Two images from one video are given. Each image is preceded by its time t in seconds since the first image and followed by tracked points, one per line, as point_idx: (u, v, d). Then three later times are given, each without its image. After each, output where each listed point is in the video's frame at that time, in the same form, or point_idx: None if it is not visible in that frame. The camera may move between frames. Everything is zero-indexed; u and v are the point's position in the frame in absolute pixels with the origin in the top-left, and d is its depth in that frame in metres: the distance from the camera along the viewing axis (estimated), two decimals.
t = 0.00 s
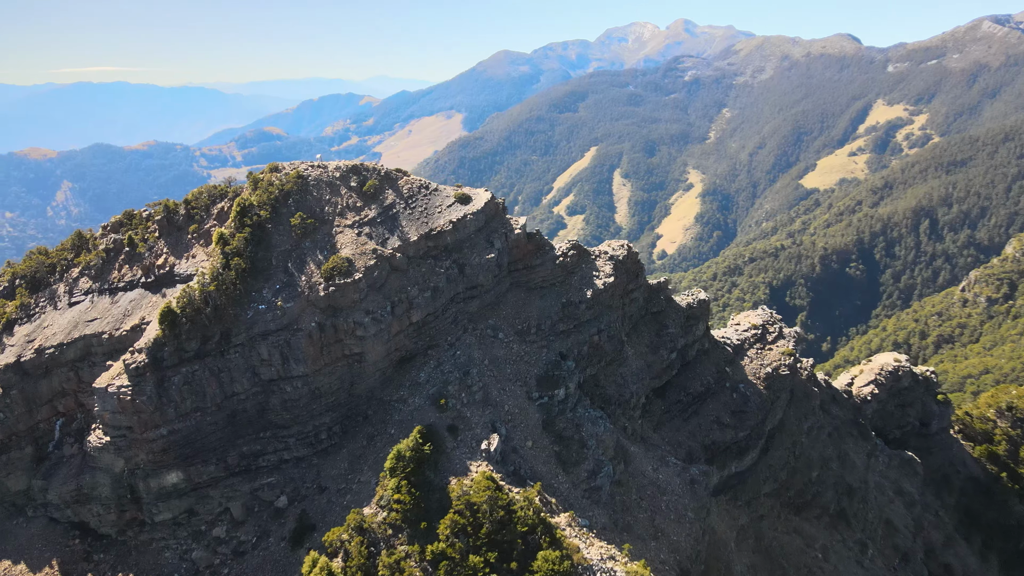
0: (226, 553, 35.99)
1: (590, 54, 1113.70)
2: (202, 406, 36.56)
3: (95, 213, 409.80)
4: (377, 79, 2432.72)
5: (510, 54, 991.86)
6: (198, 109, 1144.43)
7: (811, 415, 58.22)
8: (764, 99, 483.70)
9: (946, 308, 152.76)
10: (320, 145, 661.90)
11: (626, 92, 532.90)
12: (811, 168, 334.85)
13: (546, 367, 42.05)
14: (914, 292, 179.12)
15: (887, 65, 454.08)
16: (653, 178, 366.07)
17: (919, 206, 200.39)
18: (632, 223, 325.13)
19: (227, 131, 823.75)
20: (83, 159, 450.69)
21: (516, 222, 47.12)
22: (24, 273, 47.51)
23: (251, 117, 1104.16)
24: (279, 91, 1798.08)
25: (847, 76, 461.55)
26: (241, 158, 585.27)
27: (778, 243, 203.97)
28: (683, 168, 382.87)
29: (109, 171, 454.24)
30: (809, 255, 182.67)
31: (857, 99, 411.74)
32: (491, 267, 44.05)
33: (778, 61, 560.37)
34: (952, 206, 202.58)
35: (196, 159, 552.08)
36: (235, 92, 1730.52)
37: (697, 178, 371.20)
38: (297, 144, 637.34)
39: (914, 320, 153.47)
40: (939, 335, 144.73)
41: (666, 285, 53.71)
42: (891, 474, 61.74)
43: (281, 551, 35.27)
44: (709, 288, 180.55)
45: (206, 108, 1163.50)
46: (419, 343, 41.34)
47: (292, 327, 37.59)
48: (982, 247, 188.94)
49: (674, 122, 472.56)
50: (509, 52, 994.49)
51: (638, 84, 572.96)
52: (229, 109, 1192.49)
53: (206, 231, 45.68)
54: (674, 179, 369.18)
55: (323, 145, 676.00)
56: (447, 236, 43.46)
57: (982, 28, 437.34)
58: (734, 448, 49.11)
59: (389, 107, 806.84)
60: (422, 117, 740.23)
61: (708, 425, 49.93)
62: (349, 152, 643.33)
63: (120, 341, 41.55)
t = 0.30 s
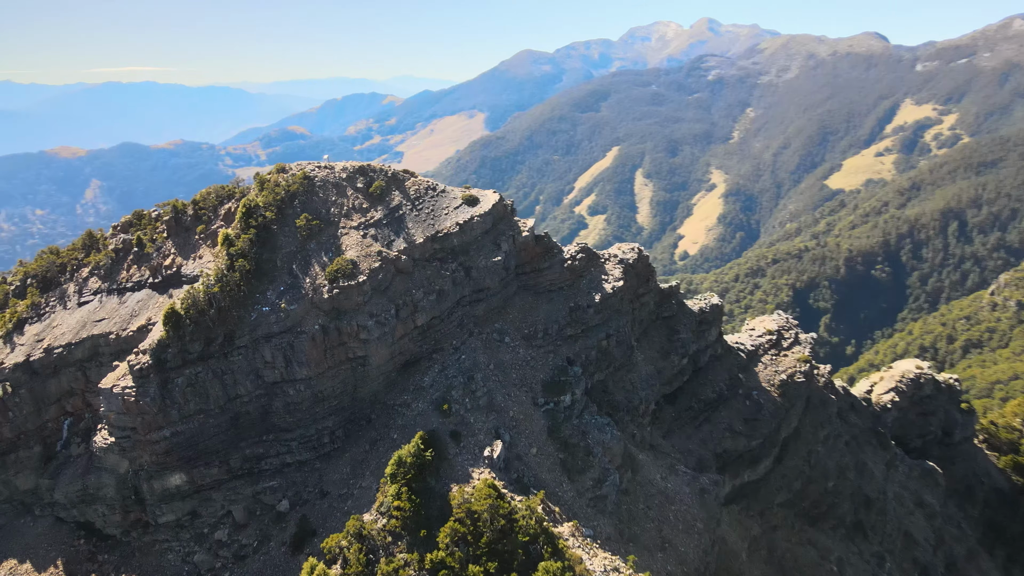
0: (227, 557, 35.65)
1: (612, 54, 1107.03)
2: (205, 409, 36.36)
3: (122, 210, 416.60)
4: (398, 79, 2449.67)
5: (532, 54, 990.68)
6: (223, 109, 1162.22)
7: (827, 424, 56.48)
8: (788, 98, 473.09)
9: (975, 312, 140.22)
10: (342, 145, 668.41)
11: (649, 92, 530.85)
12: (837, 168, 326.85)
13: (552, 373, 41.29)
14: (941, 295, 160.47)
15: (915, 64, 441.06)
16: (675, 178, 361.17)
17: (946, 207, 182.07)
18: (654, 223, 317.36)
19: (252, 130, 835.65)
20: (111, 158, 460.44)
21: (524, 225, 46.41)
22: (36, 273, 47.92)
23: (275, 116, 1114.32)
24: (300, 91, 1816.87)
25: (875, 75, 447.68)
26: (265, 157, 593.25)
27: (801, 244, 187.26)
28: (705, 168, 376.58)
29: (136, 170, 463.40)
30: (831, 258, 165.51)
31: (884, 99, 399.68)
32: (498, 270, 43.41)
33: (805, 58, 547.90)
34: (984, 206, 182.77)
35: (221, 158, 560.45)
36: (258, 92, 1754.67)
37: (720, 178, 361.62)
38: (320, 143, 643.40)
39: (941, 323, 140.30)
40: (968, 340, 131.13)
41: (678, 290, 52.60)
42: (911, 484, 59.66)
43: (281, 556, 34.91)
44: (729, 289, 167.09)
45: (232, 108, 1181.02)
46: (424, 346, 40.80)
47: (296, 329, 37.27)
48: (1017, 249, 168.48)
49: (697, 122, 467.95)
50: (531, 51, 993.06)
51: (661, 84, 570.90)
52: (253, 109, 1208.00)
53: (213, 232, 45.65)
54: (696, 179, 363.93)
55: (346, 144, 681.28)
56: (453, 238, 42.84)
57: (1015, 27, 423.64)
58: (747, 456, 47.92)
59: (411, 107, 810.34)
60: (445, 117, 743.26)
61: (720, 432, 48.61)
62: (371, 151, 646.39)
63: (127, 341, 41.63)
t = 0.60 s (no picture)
0: (226, 562, 35.38)
1: (635, 53, 1101.53)
2: (206, 411, 36.01)
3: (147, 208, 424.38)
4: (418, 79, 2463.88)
5: (554, 53, 988.62)
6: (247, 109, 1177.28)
7: (844, 432, 54.64)
8: (813, 97, 464.64)
9: (1006, 315, 132.25)
10: (364, 144, 673.82)
11: (671, 92, 527.41)
12: (862, 169, 320.42)
13: (558, 378, 40.47)
14: (968, 299, 155.50)
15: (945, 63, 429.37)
16: (697, 179, 356.99)
17: (975, 210, 174.69)
18: (675, 223, 314.61)
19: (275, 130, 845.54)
20: (137, 157, 469.73)
21: (531, 228, 45.61)
22: (46, 273, 48.17)
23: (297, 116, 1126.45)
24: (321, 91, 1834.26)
25: (902, 74, 437.75)
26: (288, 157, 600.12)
27: (825, 246, 182.17)
28: (728, 168, 371.93)
29: (162, 168, 472.32)
30: (856, 259, 160.79)
31: (912, 98, 389.97)
32: (504, 274, 42.58)
33: (832, 56, 537.50)
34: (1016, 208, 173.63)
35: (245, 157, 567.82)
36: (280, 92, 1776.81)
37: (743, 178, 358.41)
38: (342, 142, 649.09)
39: (968, 328, 133.50)
40: (995, 345, 123.55)
41: (688, 294, 51.58)
42: (930, 496, 57.69)
43: (279, 562, 34.48)
44: (750, 291, 161.93)
45: (256, 107, 1196.63)
46: (427, 350, 40.28)
47: (298, 332, 36.92)
48: None
49: (720, 122, 462.35)
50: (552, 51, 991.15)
51: (683, 83, 568.05)
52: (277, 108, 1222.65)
53: (220, 233, 45.53)
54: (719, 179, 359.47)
55: (368, 144, 686.71)
56: (459, 241, 42.16)
57: None
58: (759, 465, 46.70)
59: (432, 106, 812.96)
60: (466, 116, 745.24)
61: (731, 440, 47.26)
62: (393, 151, 649.48)
63: (132, 342, 41.52)
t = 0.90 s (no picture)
0: (216, 569, 34.90)
1: (649, 53, 1098.30)
2: (199, 416, 35.57)
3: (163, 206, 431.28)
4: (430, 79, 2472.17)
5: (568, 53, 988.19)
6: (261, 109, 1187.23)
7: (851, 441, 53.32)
8: (828, 96, 459.36)
9: None
10: (378, 143, 676.87)
11: (686, 91, 524.91)
12: (878, 170, 316.41)
13: (555, 385, 39.70)
14: (986, 301, 151.51)
15: (964, 62, 422.55)
16: (711, 179, 354.87)
17: (993, 211, 170.37)
18: (689, 223, 312.83)
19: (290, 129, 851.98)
20: (154, 157, 478.09)
21: (531, 231, 44.80)
22: (43, 274, 48.06)
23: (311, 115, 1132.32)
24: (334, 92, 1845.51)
25: (920, 74, 431.52)
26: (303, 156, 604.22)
27: (840, 247, 179.33)
28: (743, 168, 369.54)
29: (178, 168, 480.95)
30: (871, 261, 157.96)
31: (929, 98, 384.44)
32: (501, 277, 41.87)
33: (848, 56, 530.86)
34: None
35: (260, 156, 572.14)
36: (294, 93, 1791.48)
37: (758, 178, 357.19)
38: (356, 142, 652.84)
39: (987, 330, 130.12)
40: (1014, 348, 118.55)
41: (692, 299, 50.60)
42: (939, 506, 56.31)
43: (269, 570, 33.88)
44: (763, 293, 158.81)
45: (271, 106, 1204.97)
46: (422, 356, 39.66)
47: (292, 336, 36.41)
48: None
49: (734, 121, 458.42)
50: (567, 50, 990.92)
51: (699, 83, 565.84)
52: (291, 108, 1230.72)
53: (216, 235, 45.18)
54: (733, 180, 356.63)
55: (381, 144, 688.81)
56: (456, 244, 41.46)
57: None
58: (762, 474, 45.78)
59: (446, 106, 815.35)
60: (480, 116, 746.17)
61: (734, 449, 46.18)
62: (406, 151, 650.40)
63: (127, 345, 41.11)
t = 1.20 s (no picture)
0: None
1: (666, 53, 1093.53)
2: (194, 420, 35.21)
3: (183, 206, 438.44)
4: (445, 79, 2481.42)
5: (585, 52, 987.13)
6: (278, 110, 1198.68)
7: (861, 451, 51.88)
8: (847, 96, 453.21)
9: None
10: (394, 143, 680.97)
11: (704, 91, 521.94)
12: (898, 171, 311.08)
13: (554, 393, 38.94)
14: (1009, 304, 146.02)
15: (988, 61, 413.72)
16: (727, 179, 351.78)
17: (1018, 212, 162.26)
18: (705, 224, 309.78)
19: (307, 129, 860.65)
20: (173, 156, 485.34)
21: (531, 234, 44.03)
22: (45, 276, 48.11)
23: (327, 114, 1138.71)
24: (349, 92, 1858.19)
25: (942, 73, 423.63)
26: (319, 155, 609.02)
27: (858, 248, 175.62)
28: (760, 168, 365.82)
29: (197, 167, 489.19)
30: (889, 262, 154.79)
31: (951, 97, 377.13)
32: (501, 282, 41.19)
33: (868, 55, 523.34)
34: None
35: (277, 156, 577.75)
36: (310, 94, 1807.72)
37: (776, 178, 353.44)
38: (372, 142, 657.44)
39: (1009, 334, 126.39)
40: None
41: (697, 304, 49.57)
42: (954, 518, 54.65)
43: None
44: (779, 294, 156.66)
45: (289, 106, 1216.01)
46: (420, 361, 39.08)
47: (287, 340, 35.96)
48: None
49: (752, 121, 453.65)
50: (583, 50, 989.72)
51: (716, 83, 562.67)
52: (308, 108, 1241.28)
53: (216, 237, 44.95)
54: (750, 180, 352.77)
55: (397, 143, 692.03)
56: (455, 247, 40.85)
57: None
58: (768, 484, 44.73)
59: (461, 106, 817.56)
60: (496, 116, 747.54)
61: (740, 458, 45.06)
62: (421, 150, 652.45)
63: (125, 347, 40.97)
